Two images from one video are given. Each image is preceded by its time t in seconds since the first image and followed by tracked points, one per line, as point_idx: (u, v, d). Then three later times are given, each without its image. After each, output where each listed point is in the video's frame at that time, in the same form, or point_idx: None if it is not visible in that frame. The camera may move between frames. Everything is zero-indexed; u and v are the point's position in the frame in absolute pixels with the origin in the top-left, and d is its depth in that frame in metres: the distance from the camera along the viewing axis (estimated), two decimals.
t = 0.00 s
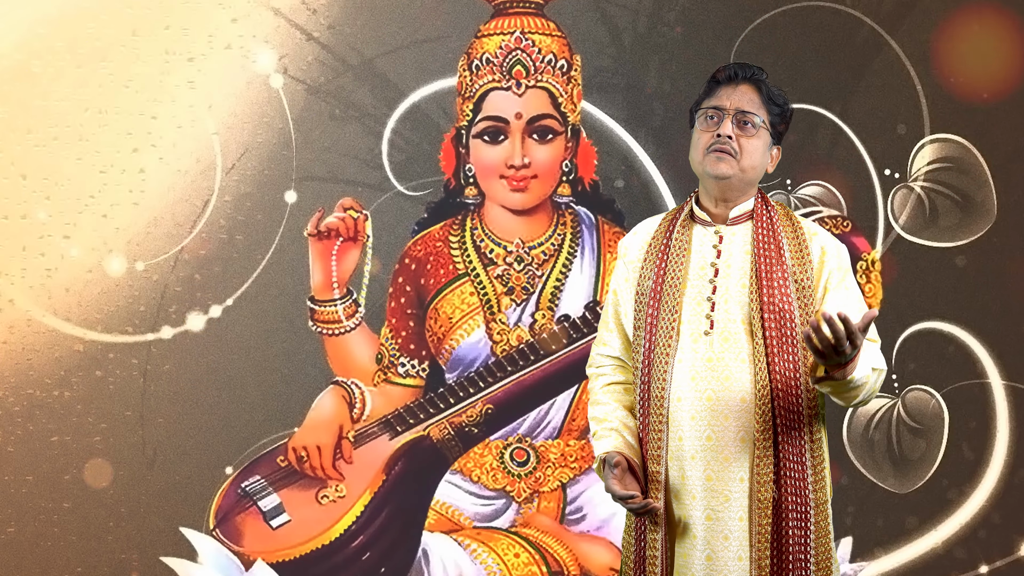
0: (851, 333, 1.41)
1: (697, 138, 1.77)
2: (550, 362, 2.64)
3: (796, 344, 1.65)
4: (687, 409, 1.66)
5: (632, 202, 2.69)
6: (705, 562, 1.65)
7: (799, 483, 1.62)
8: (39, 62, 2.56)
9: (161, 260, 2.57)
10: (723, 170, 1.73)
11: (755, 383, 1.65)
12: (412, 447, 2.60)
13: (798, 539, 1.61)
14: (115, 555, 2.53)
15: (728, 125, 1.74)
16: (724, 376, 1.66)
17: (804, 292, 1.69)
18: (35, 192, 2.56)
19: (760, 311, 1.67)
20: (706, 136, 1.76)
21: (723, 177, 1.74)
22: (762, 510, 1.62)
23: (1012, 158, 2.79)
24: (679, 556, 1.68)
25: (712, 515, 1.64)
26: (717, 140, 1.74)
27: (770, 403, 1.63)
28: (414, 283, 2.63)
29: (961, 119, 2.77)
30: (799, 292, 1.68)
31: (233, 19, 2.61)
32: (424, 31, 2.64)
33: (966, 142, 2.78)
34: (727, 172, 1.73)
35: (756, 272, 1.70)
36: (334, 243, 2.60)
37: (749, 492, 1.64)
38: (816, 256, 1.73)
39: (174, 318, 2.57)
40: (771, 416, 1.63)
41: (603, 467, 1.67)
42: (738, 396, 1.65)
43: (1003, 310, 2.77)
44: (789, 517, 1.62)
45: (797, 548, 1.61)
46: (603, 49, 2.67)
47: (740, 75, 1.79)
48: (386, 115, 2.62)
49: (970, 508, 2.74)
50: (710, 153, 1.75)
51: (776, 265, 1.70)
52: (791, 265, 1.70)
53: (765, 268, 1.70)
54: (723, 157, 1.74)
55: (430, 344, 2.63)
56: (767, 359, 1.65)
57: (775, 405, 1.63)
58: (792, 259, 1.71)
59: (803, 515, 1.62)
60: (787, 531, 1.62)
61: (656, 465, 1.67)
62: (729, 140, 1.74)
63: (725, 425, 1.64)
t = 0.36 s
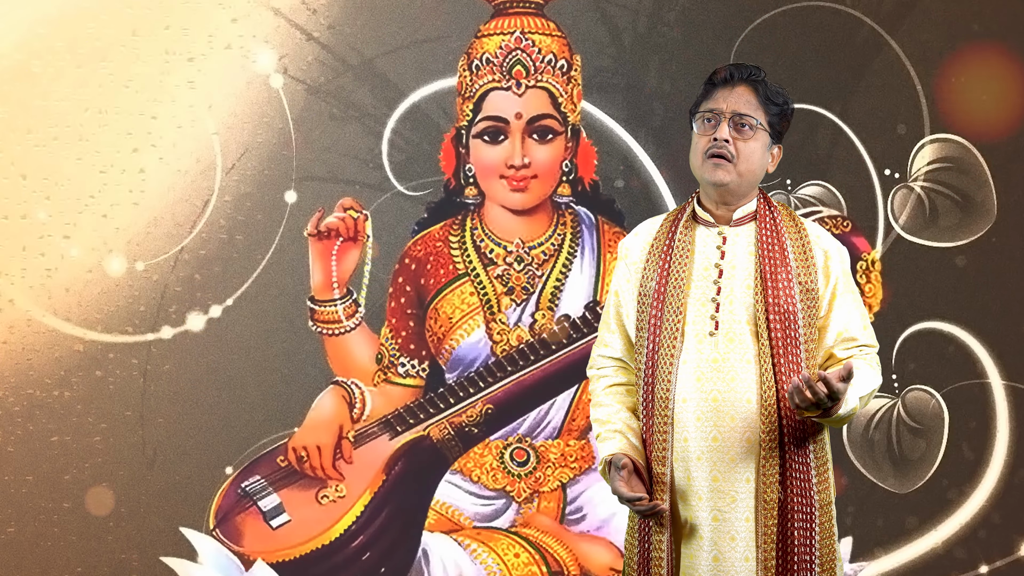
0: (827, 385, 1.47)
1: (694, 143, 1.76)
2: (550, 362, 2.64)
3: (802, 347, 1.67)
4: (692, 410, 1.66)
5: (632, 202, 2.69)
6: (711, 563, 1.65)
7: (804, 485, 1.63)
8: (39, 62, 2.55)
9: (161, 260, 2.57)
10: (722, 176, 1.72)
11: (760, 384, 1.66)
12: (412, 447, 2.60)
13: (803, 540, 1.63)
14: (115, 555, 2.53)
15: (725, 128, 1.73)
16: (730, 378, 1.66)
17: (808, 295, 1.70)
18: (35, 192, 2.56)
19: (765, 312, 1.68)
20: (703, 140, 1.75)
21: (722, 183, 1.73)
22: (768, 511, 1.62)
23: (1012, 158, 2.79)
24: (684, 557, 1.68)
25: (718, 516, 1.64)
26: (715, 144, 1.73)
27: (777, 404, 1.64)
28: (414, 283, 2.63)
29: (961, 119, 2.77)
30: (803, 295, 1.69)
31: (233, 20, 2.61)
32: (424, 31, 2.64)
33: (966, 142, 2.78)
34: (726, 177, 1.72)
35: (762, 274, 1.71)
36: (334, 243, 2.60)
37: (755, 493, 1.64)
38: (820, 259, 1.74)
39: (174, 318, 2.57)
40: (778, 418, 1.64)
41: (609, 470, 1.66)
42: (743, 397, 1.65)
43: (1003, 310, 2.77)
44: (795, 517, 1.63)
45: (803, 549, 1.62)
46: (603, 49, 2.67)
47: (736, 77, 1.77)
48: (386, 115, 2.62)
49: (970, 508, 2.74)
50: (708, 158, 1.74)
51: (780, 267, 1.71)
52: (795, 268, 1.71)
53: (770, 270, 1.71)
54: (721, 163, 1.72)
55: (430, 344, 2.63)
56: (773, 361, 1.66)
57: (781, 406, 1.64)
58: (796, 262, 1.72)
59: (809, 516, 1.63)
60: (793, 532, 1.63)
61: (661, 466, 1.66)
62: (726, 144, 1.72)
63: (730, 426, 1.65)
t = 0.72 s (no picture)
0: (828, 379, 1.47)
1: (698, 151, 1.74)
2: (550, 362, 2.64)
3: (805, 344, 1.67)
4: (697, 410, 1.66)
5: (632, 202, 2.69)
6: (719, 561, 1.65)
7: (810, 482, 1.64)
8: (39, 62, 2.56)
9: (161, 260, 2.57)
10: (725, 188, 1.72)
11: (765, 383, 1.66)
12: (412, 447, 2.60)
13: (810, 536, 1.64)
14: (115, 555, 2.53)
15: (730, 141, 1.70)
16: (735, 376, 1.66)
17: (811, 293, 1.71)
18: (35, 192, 2.56)
19: (769, 311, 1.68)
20: (707, 150, 1.73)
21: (725, 193, 1.72)
22: (775, 508, 1.63)
23: (1012, 158, 2.79)
24: (691, 556, 1.68)
25: (726, 515, 1.65)
26: (720, 156, 1.71)
27: (782, 402, 1.64)
28: (414, 283, 2.63)
29: (961, 119, 2.77)
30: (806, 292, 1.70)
31: (233, 19, 2.61)
32: (424, 31, 2.64)
33: (966, 142, 2.78)
34: (729, 188, 1.72)
35: (765, 272, 1.71)
36: (334, 243, 2.60)
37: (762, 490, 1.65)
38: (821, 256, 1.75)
39: (174, 318, 2.57)
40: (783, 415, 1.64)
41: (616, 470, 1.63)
42: (749, 395, 1.65)
43: (1003, 310, 2.77)
44: (802, 514, 1.63)
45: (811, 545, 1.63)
46: (603, 49, 2.67)
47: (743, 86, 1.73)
48: (386, 115, 2.62)
49: (970, 508, 2.74)
50: (711, 168, 1.72)
51: (783, 266, 1.71)
52: (797, 267, 1.72)
53: (773, 269, 1.71)
54: (725, 175, 1.71)
55: (430, 344, 2.63)
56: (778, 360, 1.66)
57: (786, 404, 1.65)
58: (798, 260, 1.73)
59: (814, 514, 1.64)
60: (800, 529, 1.64)
61: (667, 466, 1.66)
62: (730, 157, 1.71)
63: (736, 425, 1.65)
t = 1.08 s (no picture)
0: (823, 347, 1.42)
1: (703, 154, 1.74)
2: (550, 362, 2.64)
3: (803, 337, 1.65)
4: (694, 406, 1.66)
5: (632, 202, 2.69)
6: (718, 557, 1.64)
7: (808, 477, 1.62)
8: (39, 62, 2.56)
9: (161, 261, 2.57)
10: (736, 188, 1.73)
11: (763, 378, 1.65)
12: (412, 447, 2.60)
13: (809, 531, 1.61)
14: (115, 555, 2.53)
15: (736, 142, 1.71)
16: (732, 372, 1.66)
17: (808, 288, 1.69)
18: (35, 192, 2.56)
19: (766, 306, 1.67)
20: (713, 153, 1.73)
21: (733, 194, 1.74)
22: (773, 503, 1.61)
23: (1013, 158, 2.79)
24: (690, 553, 1.68)
25: (724, 510, 1.64)
26: (726, 158, 1.72)
27: (779, 396, 1.63)
28: (414, 283, 2.63)
29: (961, 119, 2.77)
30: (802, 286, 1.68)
31: (233, 19, 2.61)
32: (424, 31, 2.64)
33: (966, 142, 2.77)
34: (739, 188, 1.73)
35: (761, 267, 1.70)
36: (334, 243, 2.60)
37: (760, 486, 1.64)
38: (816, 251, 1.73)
39: (174, 318, 2.57)
40: (780, 410, 1.63)
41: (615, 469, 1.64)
42: (747, 390, 1.65)
43: (1003, 310, 2.77)
44: (800, 509, 1.61)
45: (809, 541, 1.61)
46: (603, 49, 2.67)
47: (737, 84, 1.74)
48: (386, 115, 2.62)
49: (970, 508, 2.74)
50: (719, 170, 1.73)
51: (779, 261, 1.70)
52: (793, 262, 1.70)
53: (768, 264, 1.70)
54: (735, 175, 1.72)
55: (430, 344, 2.63)
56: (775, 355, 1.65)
57: (782, 398, 1.63)
58: (794, 256, 1.71)
59: (812, 509, 1.61)
60: (798, 524, 1.61)
61: (665, 463, 1.66)
62: (738, 158, 1.72)
63: (733, 422, 1.64)
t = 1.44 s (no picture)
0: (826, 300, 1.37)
1: (685, 158, 1.73)
2: (550, 362, 2.64)
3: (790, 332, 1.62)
4: (682, 406, 1.65)
5: (632, 202, 2.68)
6: (711, 555, 1.61)
7: (795, 472, 1.58)
8: (39, 62, 2.56)
9: (161, 260, 2.57)
10: (722, 186, 1.71)
11: (749, 375, 1.63)
12: (412, 447, 2.60)
13: (799, 527, 1.57)
14: (115, 555, 2.52)
15: (715, 139, 1.70)
16: (717, 369, 1.64)
17: (793, 282, 1.65)
18: (35, 192, 2.56)
19: (750, 301, 1.65)
20: (694, 154, 1.72)
21: (719, 193, 1.72)
22: (761, 499, 1.57)
23: (1013, 158, 2.79)
24: (683, 554, 1.65)
25: (714, 509, 1.61)
26: (708, 158, 1.71)
27: (764, 392, 1.60)
28: (414, 283, 2.63)
29: (961, 119, 2.77)
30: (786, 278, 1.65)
31: (233, 19, 2.61)
32: (424, 31, 2.64)
33: (966, 142, 2.78)
34: (726, 186, 1.72)
35: (744, 263, 1.68)
36: (334, 243, 2.60)
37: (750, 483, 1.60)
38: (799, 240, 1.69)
39: (174, 318, 2.57)
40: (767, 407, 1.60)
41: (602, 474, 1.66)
42: (734, 388, 1.63)
43: (1003, 310, 2.77)
44: (789, 504, 1.58)
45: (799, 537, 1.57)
46: (603, 49, 2.68)
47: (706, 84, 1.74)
48: (386, 115, 2.62)
49: (970, 508, 2.74)
50: (703, 171, 1.72)
51: (762, 255, 1.68)
52: (776, 255, 1.67)
53: (751, 259, 1.68)
54: (720, 173, 1.71)
55: (430, 344, 2.63)
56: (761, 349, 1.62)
57: (768, 393, 1.60)
58: (778, 249, 1.68)
59: (803, 504, 1.58)
60: (788, 520, 1.57)
61: (655, 464, 1.65)
62: (720, 155, 1.71)
63: (719, 420, 1.62)
